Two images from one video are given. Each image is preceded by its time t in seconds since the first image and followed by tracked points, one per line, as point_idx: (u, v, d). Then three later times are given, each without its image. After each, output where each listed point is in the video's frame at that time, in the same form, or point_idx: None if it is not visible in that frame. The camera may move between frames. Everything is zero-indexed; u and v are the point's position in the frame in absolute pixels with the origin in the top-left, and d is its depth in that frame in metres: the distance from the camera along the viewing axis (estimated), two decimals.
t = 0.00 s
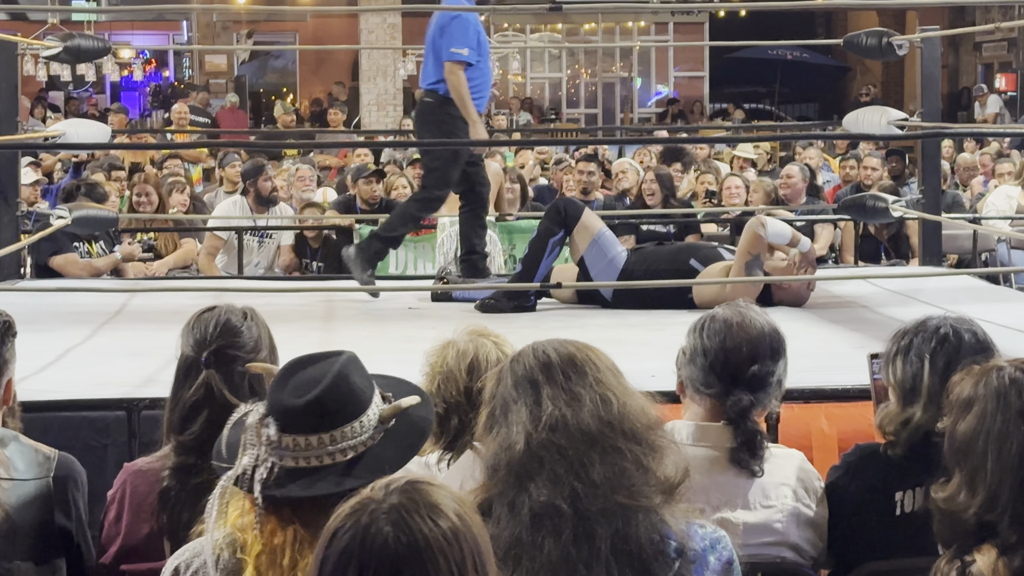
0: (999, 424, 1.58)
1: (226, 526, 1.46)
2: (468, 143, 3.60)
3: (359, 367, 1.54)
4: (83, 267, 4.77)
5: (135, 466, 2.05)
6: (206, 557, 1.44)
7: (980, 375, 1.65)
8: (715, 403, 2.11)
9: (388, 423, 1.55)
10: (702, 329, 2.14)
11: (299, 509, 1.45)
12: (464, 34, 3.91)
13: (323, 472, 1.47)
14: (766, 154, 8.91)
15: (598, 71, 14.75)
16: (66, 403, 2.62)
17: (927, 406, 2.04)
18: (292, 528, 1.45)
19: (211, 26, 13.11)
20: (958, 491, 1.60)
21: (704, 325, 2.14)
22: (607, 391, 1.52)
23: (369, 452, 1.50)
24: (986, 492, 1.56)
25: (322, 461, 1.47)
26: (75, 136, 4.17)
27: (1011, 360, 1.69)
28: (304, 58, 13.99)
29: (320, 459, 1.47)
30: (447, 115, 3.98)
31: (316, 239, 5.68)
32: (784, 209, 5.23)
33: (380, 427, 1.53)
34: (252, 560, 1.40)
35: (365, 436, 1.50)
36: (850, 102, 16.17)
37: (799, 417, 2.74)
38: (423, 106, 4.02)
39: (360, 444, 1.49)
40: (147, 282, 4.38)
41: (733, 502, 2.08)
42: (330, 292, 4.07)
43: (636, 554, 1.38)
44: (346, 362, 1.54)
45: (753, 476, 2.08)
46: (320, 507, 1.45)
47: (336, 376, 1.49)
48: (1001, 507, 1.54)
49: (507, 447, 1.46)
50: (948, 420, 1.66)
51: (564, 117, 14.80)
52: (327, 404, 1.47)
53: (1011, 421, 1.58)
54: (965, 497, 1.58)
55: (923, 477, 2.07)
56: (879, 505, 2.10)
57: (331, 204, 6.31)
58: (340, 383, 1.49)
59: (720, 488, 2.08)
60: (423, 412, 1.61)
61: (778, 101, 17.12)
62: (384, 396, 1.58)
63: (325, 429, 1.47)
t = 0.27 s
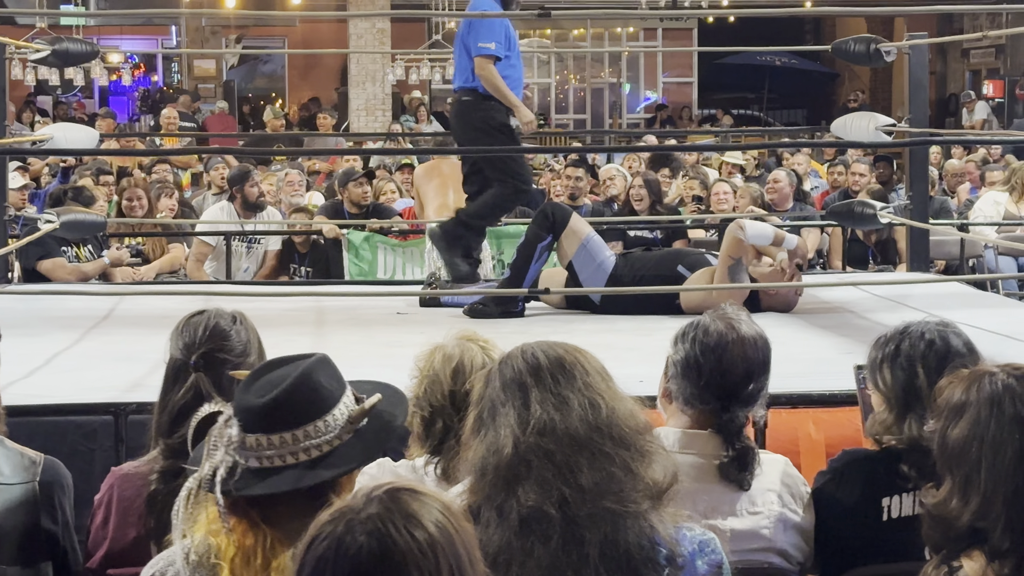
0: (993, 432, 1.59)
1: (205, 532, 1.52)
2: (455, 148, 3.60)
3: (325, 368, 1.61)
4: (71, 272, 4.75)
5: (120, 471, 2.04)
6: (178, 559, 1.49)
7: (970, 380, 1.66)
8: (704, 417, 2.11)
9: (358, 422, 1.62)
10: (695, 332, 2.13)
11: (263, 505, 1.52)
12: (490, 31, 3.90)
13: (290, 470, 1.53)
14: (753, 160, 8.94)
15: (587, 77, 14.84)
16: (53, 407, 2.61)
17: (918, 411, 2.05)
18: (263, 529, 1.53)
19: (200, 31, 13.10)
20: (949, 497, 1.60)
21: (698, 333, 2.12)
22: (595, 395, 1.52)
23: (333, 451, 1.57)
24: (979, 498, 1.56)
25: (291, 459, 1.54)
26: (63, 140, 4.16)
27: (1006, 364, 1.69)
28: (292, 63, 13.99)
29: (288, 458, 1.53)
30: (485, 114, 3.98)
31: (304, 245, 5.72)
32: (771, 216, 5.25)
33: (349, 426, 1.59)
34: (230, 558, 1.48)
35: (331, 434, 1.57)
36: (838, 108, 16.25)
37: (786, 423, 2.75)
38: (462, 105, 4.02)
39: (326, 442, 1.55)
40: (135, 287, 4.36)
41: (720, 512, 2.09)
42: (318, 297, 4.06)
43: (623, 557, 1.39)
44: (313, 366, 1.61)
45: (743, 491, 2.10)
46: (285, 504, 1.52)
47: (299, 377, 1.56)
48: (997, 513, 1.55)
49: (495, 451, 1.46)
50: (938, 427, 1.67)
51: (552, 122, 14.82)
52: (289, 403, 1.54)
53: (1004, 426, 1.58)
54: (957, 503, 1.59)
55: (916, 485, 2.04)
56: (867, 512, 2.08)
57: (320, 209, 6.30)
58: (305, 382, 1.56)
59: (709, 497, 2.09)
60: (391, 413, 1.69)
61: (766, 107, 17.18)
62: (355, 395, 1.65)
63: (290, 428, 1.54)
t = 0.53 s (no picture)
0: (981, 438, 1.59)
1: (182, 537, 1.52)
2: (443, 153, 3.60)
3: (298, 370, 1.62)
4: (56, 276, 4.73)
5: (107, 475, 2.02)
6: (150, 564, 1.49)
7: (957, 386, 1.67)
8: (693, 417, 2.11)
9: (332, 424, 1.62)
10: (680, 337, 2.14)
11: (234, 505, 1.51)
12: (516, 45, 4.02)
13: (263, 470, 1.53)
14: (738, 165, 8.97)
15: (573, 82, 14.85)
16: (37, 412, 2.59)
17: (907, 417, 2.05)
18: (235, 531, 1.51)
19: (186, 35, 13.05)
20: (936, 502, 1.61)
21: (685, 337, 2.14)
22: (586, 401, 1.52)
23: (305, 451, 1.56)
24: (967, 504, 1.57)
25: (263, 459, 1.53)
26: (48, 144, 4.13)
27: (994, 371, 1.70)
28: (279, 67, 13.98)
29: (260, 458, 1.53)
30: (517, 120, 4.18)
31: (289, 249, 5.71)
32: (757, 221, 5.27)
33: (322, 428, 1.60)
34: (204, 558, 1.48)
35: (304, 435, 1.57)
36: (824, 113, 16.32)
37: (773, 428, 2.76)
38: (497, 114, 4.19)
39: (298, 441, 1.55)
40: (121, 291, 4.34)
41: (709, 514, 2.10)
42: (305, 301, 4.05)
43: (612, 562, 1.39)
44: (286, 367, 1.62)
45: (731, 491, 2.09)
46: (256, 504, 1.52)
47: (270, 376, 1.57)
48: (984, 519, 1.55)
49: (485, 455, 1.46)
50: (925, 432, 1.67)
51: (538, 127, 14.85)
52: (260, 402, 1.55)
53: (992, 432, 1.59)
54: (945, 509, 1.59)
55: (900, 491, 2.06)
56: (853, 517, 2.07)
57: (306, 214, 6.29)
58: (276, 382, 1.57)
59: (697, 499, 2.10)
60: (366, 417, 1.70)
61: (751, 112, 17.24)
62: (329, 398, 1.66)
63: (262, 427, 1.55)
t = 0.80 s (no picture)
0: (963, 449, 1.61)
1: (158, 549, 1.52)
2: (426, 162, 3.61)
3: (274, 379, 1.62)
4: (37, 285, 4.70)
5: (88, 484, 2.01)
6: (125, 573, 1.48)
7: (939, 396, 1.69)
8: (677, 421, 2.11)
9: (308, 432, 1.61)
10: (665, 347, 2.15)
11: (205, 512, 1.50)
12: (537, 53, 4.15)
13: (237, 475, 1.52)
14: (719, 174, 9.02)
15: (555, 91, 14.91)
16: (18, 421, 2.58)
17: (893, 425, 2.07)
18: (208, 539, 1.50)
19: (167, 43, 13.01)
20: (917, 511, 1.62)
21: (666, 344, 2.16)
22: (571, 409, 1.51)
23: (280, 457, 1.55)
24: (947, 513, 1.58)
25: (236, 466, 1.53)
26: (29, 152, 4.11)
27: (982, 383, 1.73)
28: (261, 76, 13.95)
29: (234, 464, 1.52)
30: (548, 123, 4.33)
31: (270, 257, 5.72)
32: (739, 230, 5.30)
33: (297, 435, 1.59)
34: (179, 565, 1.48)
35: (277, 442, 1.56)
36: (804, 123, 16.43)
37: (755, 436, 2.77)
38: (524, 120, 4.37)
39: (271, 448, 1.55)
40: (102, 300, 4.32)
41: (689, 522, 2.10)
42: (287, 310, 4.04)
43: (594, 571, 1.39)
44: (260, 376, 1.62)
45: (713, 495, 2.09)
46: (230, 509, 1.50)
47: (244, 385, 1.57)
48: (964, 528, 1.56)
49: (468, 462, 1.46)
50: (908, 440, 1.69)
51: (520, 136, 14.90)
52: (232, 408, 1.55)
53: (974, 442, 1.61)
54: (925, 517, 1.60)
55: (882, 499, 2.07)
56: (835, 525, 2.08)
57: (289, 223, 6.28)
58: (249, 390, 1.57)
59: (677, 506, 2.10)
60: (345, 425, 1.69)
61: (732, 122, 17.33)
62: (306, 407, 1.66)
63: (235, 434, 1.54)
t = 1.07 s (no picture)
0: (951, 458, 1.61)
1: (136, 558, 1.52)
2: (411, 172, 3.61)
3: (260, 390, 1.62)
4: (20, 294, 4.67)
5: (72, 494, 1.99)
6: None
7: (941, 402, 1.68)
8: (661, 430, 2.12)
9: (292, 444, 1.61)
10: (645, 356, 2.17)
11: (186, 520, 1.49)
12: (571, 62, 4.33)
13: (220, 485, 1.51)
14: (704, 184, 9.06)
15: (539, 101, 14.97)
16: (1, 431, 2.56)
17: (880, 435, 2.08)
18: (189, 548, 1.49)
19: (150, 52, 12.97)
20: (904, 516, 1.64)
21: (648, 354, 2.17)
22: (558, 420, 1.51)
23: (264, 468, 1.54)
24: (931, 522, 1.59)
25: (219, 475, 1.52)
26: (12, 162, 4.09)
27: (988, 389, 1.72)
28: (245, 86, 13.92)
29: (218, 473, 1.52)
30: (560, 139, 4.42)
31: (254, 268, 5.69)
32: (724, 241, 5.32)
33: (281, 448, 1.58)
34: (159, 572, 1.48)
35: (262, 453, 1.55)
36: (788, 133, 16.51)
37: (739, 446, 2.77)
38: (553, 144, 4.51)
39: (255, 458, 1.54)
40: (86, 309, 4.29)
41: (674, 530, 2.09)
42: (272, 320, 4.02)
43: None
44: (247, 386, 1.61)
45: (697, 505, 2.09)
46: (213, 518, 1.49)
47: (230, 394, 1.57)
48: (946, 540, 1.58)
49: (454, 472, 1.45)
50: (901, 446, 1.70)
51: (504, 145, 14.92)
52: (217, 418, 1.54)
53: (960, 455, 1.61)
54: (910, 523, 1.62)
55: (868, 509, 2.08)
56: (821, 535, 2.09)
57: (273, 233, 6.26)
58: (234, 400, 1.56)
59: (663, 516, 2.08)
60: (329, 440, 1.69)
61: (716, 132, 17.41)
62: (293, 420, 1.65)
63: (220, 443, 1.53)
